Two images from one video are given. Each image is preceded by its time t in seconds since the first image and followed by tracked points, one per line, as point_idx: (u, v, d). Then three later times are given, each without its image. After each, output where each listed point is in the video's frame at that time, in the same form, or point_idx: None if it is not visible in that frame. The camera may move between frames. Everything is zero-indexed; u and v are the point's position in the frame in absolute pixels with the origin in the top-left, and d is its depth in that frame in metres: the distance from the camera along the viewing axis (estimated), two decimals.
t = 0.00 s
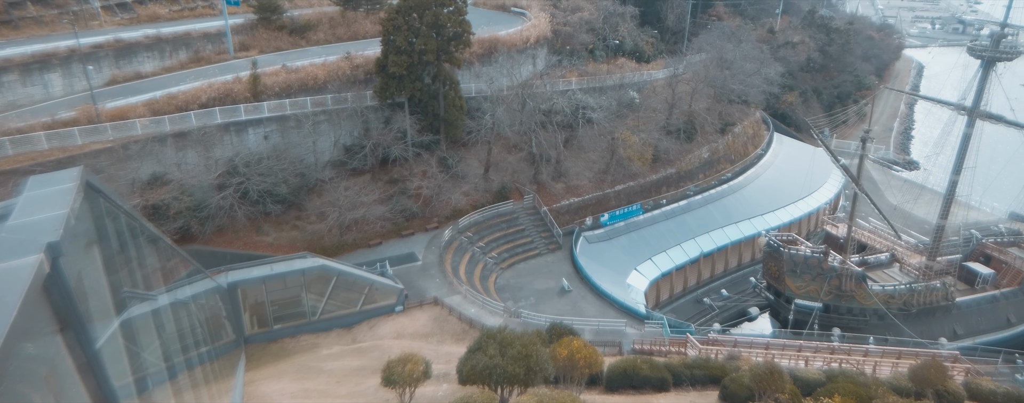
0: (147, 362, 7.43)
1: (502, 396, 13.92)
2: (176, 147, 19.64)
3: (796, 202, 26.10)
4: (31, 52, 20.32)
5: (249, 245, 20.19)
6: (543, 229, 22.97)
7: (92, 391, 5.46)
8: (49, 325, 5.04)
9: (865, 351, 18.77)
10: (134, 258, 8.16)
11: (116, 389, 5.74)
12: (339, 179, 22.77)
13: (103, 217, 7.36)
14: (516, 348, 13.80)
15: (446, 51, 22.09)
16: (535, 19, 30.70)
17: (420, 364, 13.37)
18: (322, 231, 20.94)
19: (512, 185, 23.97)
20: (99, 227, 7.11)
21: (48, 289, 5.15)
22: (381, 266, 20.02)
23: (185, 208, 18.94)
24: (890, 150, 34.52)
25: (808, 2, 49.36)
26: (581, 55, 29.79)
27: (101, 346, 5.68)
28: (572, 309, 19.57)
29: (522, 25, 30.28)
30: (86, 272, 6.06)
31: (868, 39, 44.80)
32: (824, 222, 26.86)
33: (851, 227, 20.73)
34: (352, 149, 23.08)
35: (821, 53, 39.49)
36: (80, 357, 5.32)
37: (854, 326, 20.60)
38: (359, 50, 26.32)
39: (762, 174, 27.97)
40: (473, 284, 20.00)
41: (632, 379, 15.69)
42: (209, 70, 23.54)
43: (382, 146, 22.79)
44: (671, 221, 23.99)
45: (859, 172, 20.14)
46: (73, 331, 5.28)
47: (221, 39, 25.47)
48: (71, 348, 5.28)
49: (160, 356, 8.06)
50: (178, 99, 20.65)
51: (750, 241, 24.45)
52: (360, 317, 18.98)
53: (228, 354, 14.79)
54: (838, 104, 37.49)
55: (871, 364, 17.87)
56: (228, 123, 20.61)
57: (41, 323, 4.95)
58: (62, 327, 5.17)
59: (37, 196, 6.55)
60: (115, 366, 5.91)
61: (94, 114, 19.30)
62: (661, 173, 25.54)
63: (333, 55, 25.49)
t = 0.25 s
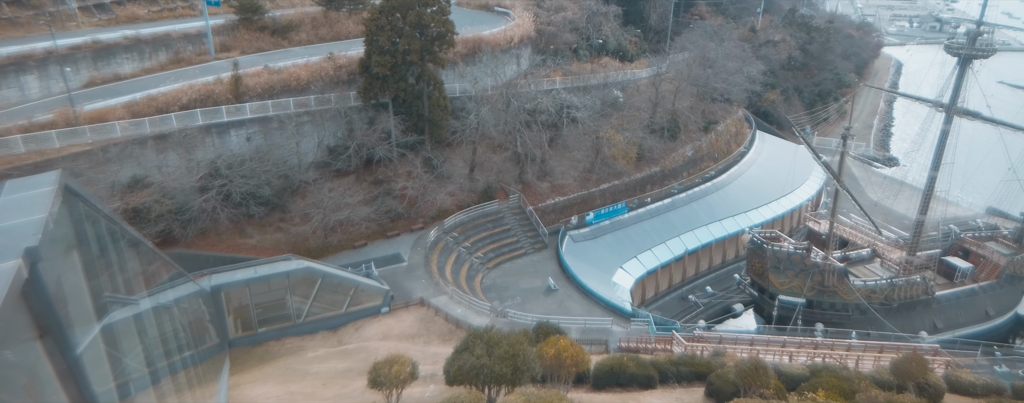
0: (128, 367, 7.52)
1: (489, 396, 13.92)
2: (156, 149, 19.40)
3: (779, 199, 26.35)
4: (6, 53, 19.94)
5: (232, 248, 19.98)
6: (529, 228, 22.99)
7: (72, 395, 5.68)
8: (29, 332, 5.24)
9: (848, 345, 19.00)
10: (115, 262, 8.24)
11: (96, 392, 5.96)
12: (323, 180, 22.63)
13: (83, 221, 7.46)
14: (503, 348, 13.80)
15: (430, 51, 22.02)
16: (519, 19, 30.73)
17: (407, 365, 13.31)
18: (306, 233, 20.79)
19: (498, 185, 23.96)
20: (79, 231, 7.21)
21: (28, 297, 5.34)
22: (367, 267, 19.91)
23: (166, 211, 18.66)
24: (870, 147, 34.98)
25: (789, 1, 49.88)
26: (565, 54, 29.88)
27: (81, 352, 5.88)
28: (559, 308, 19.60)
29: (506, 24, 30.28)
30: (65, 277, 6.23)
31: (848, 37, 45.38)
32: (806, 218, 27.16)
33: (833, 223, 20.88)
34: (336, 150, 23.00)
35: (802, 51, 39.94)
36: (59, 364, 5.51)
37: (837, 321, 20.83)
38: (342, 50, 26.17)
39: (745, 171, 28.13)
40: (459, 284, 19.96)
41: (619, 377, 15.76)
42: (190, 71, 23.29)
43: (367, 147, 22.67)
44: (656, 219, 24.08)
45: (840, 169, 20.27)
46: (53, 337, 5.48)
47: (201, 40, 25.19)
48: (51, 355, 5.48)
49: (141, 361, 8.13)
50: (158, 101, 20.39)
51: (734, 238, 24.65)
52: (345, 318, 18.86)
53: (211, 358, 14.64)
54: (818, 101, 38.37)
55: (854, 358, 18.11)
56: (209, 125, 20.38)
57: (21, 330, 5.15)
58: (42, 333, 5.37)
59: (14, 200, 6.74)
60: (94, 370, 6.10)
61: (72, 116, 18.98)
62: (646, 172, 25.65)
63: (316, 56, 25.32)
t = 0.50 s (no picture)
0: (110, 372, 7.64)
1: (477, 396, 13.90)
2: (137, 152, 19.08)
3: (762, 196, 26.59)
4: None
5: (215, 251, 19.77)
6: (514, 228, 22.99)
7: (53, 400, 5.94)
8: (7, 339, 5.53)
9: (831, 340, 19.20)
10: (95, 267, 8.32)
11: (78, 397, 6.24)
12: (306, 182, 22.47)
13: (62, 224, 7.54)
14: (490, 348, 13.79)
15: (413, 51, 21.92)
16: (503, 19, 30.74)
17: (394, 366, 13.24)
18: (290, 235, 20.64)
19: (483, 185, 23.93)
20: (58, 235, 7.29)
21: (5, 305, 5.56)
22: (352, 269, 19.79)
23: (148, 215, 18.53)
24: (850, 144, 35.42)
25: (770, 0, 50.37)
26: (548, 53, 29.91)
27: (62, 357, 6.12)
28: (545, 307, 19.62)
29: (489, 24, 30.26)
30: (45, 282, 6.40)
31: (828, 36, 45.93)
32: (788, 215, 27.43)
33: (815, 219, 20.98)
34: (319, 151, 22.82)
35: (783, 50, 40.35)
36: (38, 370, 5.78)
37: (820, 316, 21.00)
38: (324, 51, 25.99)
39: (728, 169, 28.38)
40: (445, 285, 19.91)
41: (605, 375, 15.80)
42: (170, 72, 23.01)
43: (351, 147, 22.54)
44: (641, 217, 24.20)
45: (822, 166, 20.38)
46: (31, 343, 5.75)
47: (181, 41, 24.86)
48: (31, 362, 5.75)
49: (124, 367, 8.23)
50: (138, 103, 20.08)
51: (718, 236, 24.83)
52: (331, 320, 18.74)
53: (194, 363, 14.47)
54: (800, 100, 38.65)
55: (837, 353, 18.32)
56: (191, 126, 20.12)
57: None
58: (20, 340, 5.64)
59: None
60: (76, 375, 6.36)
61: (50, 119, 18.61)
62: (630, 170, 25.76)
63: (298, 57, 25.13)
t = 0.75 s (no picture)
0: (91, 378, 7.48)
1: (464, 397, 13.86)
2: (116, 155, 18.82)
3: (745, 193, 26.80)
4: None
5: (198, 254, 19.57)
6: (500, 228, 22.98)
7: None
8: None
9: (815, 336, 19.41)
10: (74, 273, 8.07)
11: None
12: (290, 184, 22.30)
13: (39, 229, 7.30)
14: (477, 348, 13.76)
15: (397, 51, 21.84)
16: (486, 19, 30.73)
17: (380, 368, 13.17)
18: (274, 237, 20.48)
19: (468, 185, 23.90)
20: (34, 240, 7.04)
21: None
22: (337, 271, 19.68)
23: (128, 218, 18.18)
24: (832, 141, 35.85)
25: None
26: (532, 53, 29.94)
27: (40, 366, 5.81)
28: (531, 307, 19.64)
29: (473, 24, 30.22)
30: (20, 288, 6.09)
31: (808, 35, 46.46)
32: (771, 212, 27.68)
33: (798, 216, 21.12)
34: (303, 152, 22.64)
35: (765, 48, 40.74)
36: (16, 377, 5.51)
37: (803, 312, 21.20)
38: (307, 51, 25.81)
39: (712, 167, 28.56)
40: (431, 285, 19.84)
41: (592, 373, 15.82)
42: (150, 74, 22.71)
43: (335, 148, 22.40)
44: (626, 215, 24.27)
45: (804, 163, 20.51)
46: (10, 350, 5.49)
47: (161, 42, 24.52)
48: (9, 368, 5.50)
49: (104, 372, 8.11)
50: (117, 105, 19.80)
51: (703, 233, 24.99)
52: (316, 323, 18.62)
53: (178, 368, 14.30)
54: (782, 97, 39.55)
55: (821, 348, 18.52)
56: (171, 129, 19.93)
57: None
58: None
59: None
60: (56, 384, 6.06)
61: (26, 122, 18.24)
62: (615, 169, 25.87)
63: (280, 57, 24.94)
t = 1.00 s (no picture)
0: (71, 386, 7.33)
1: (451, 397, 13.84)
2: (96, 158, 18.52)
3: (729, 191, 27.01)
4: None
5: (180, 258, 19.32)
6: (486, 228, 22.97)
7: None
8: None
9: (798, 331, 19.62)
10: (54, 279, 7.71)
11: None
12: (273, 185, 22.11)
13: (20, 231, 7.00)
14: (463, 348, 13.74)
15: (380, 51, 21.78)
16: (470, 19, 30.71)
17: (367, 370, 13.10)
18: (257, 239, 20.30)
19: (453, 185, 23.87)
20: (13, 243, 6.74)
21: None
22: (322, 273, 19.55)
23: (108, 222, 17.79)
24: (813, 138, 36.28)
25: None
26: (516, 53, 29.98)
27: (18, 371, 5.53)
28: (518, 307, 19.64)
29: (457, 24, 30.20)
30: None
31: (789, 33, 47.00)
32: (755, 209, 27.92)
33: (781, 213, 21.25)
34: (286, 154, 22.45)
35: (747, 47, 41.15)
36: None
37: (787, 308, 21.37)
38: (289, 52, 25.63)
39: (696, 165, 28.73)
40: (417, 286, 19.78)
41: (579, 372, 15.88)
42: (129, 75, 22.40)
43: (318, 150, 22.25)
44: (611, 214, 24.30)
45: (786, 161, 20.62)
46: None
47: (140, 43, 24.18)
48: None
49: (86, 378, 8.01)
50: (95, 107, 19.51)
51: (687, 231, 25.14)
52: (301, 326, 18.49)
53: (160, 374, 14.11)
54: (763, 95, 40.02)
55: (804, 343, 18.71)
56: (152, 131, 19.69)
57: None
58: None
59: None
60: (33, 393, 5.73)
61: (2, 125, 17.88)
62: (599, 168, 25.98)
63: (262, 58, 24.73)
